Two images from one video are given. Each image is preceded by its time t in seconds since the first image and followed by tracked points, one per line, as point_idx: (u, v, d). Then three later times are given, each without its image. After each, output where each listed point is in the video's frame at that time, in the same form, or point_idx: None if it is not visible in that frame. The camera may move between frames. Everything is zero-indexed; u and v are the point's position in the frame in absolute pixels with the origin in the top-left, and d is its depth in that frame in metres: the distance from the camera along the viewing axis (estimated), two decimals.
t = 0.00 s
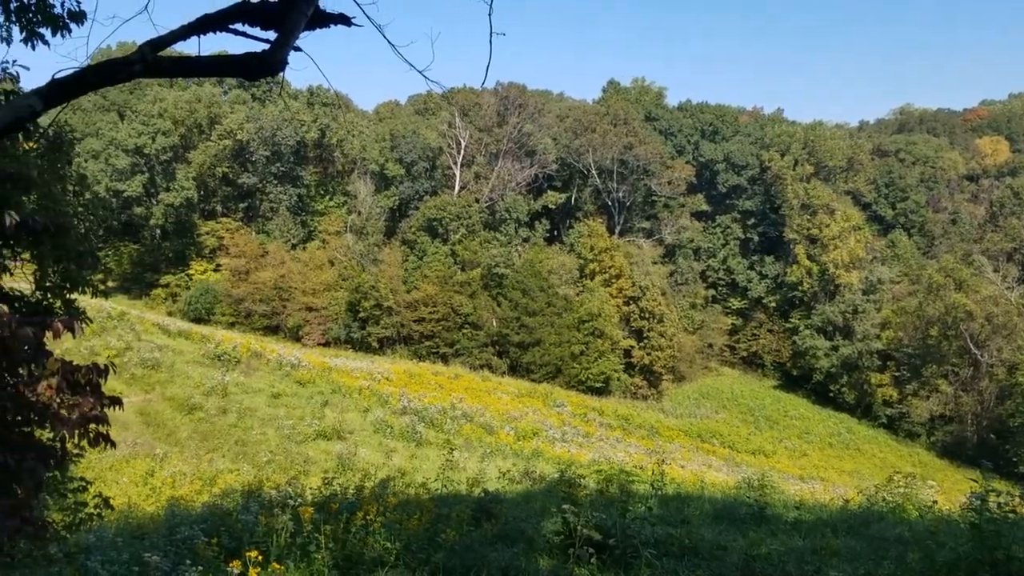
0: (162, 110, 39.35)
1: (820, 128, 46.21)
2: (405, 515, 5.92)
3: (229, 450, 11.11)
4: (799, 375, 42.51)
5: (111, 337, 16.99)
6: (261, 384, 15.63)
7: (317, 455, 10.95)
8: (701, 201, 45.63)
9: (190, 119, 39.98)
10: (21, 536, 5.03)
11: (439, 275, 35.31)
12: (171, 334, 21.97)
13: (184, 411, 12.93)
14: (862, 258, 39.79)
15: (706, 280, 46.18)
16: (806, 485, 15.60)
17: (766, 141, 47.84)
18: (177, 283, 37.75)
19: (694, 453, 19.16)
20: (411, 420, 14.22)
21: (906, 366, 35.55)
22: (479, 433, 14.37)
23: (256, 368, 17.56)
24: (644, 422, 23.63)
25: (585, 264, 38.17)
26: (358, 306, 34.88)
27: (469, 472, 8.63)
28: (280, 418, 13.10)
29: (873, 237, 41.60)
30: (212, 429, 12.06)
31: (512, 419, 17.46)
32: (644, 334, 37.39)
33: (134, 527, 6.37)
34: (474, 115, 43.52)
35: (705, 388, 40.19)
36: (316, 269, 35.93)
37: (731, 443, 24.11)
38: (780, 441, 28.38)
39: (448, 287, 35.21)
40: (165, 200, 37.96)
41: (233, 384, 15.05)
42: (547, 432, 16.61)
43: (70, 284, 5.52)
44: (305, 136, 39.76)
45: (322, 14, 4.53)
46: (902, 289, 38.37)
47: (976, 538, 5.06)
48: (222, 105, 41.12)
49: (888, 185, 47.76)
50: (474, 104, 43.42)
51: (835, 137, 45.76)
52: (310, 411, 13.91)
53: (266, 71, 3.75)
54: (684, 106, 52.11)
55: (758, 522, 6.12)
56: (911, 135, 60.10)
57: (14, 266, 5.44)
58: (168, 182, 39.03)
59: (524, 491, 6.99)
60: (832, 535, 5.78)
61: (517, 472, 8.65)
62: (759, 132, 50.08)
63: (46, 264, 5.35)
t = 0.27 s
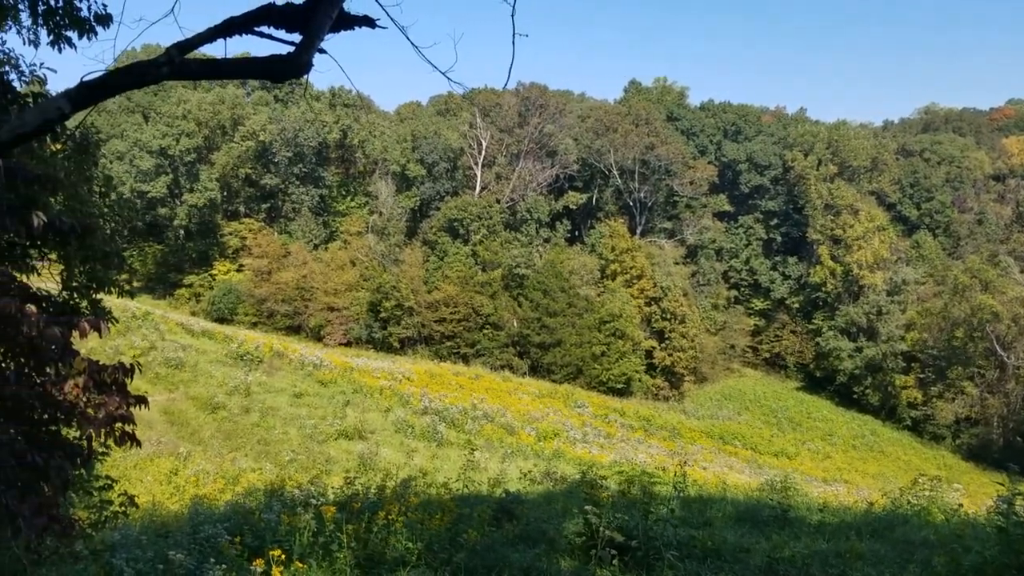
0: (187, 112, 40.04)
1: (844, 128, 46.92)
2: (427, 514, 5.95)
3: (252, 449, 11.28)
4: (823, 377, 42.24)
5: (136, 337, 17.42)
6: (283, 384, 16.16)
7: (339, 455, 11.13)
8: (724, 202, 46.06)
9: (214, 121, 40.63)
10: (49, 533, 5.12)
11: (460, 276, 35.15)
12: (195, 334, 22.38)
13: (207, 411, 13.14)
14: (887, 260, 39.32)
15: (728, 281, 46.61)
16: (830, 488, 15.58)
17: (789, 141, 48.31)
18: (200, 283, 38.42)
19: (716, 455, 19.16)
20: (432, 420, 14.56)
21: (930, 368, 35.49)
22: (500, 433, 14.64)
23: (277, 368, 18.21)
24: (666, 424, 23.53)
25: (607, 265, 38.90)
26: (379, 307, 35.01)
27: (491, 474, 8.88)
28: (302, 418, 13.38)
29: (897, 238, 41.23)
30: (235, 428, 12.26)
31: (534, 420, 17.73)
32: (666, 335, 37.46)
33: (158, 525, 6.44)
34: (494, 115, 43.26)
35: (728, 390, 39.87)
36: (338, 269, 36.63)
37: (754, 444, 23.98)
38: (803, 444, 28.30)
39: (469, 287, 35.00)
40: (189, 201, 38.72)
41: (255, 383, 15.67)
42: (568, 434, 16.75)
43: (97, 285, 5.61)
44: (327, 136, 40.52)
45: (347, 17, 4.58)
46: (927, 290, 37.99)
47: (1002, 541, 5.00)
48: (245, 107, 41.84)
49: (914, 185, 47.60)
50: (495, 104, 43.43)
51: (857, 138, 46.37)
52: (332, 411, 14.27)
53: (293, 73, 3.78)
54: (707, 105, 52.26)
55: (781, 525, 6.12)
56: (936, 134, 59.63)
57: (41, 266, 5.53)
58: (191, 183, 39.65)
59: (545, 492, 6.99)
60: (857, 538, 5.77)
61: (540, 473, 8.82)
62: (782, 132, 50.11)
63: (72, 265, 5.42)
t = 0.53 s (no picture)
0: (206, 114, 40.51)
1: (863, 127, 46.35)
2: (445, 515, 5.96)
3: (270, 449, 11.34)
4: (840, 378, 42.08)
5: (155, 337, 17.62)
6: (302, 384, 16.40)
7: (356, 455, 11.45)
8: (741, 202, 46.41)
9: (232, 123, 40.93)
10: (70, 532, 5.18)
11: (477, 277, 35.29)
12: (214, 335, 22.66)
13: (226, 411, 13.30)
14: (906, 260, 39.52)
15: (747, 281, 46.38)
16: (849, 490, 15.61)
17: (806, 142, 48.57)
18: (220, 283, 39.19)
19: (734, 456, 19.14)
20: (449, 421, 14.77)
21: (950, 369, 34.97)
22: (517, 434, 14.84)
23: (296, 368, 18.56)
24: (683, 425, 23.50)
25: (624, 265, 38.59)
26: (396, 308, 35.40)
27: (510, 474, 9.22)
28: (319, 418, 13.56)
29: (916, 238, 41.34)
30: (253, 428, 12.35)
31: (550, 421, 17.94)
32: (683, 336, 37.40)
33: (178, 526, 6.49)
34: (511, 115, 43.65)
35: (747, 392, 39.71)
36: (355, 270, 36.74)
37: (772, 446, 23.85)
38: (821, 445, 28.25)
39: (486, 289, 35.29)
40: (207, 202, 38.71)
41: (273, 384, 15.78)
42: (585, 434, 16.82)
43: (117, 286, 5.66)
44: (344, 137, 41.11)
45: (365, 19, 4.60)
46: (947, 290, 37.32)
47: None
48: (263, 108, 42.04)
49: (934, 185, 47.42)
50: (512, 106, 43.70)
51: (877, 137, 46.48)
52: (349, 411, 14.43)
53: (313, 74, 3.76)
54: (725, 105, 52.35)
55: (799, 526, 6.14)
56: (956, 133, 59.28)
57: (62, 268, 5.60)
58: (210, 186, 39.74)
59: (563, 493, 7.02)
60: (877, 540, 5.76)
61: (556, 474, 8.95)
62: (800, 131, 50.07)
63: (93, 266, 5.47)
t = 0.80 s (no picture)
0: (223, 116, 41.58)
1: (881, 127, 46.92)
2: (461, 515, 5.97)
3: (286, 449, 11.52)
4: (858, 379, 41.84)
5: (173, 337, 17.94)
6: (318, 384, 16.64)
7: (372, 455, 11.65)
8: (758, 202, 46.25)
9: (249, 124, 41.84)
10: (91, 531, 5.21)
11: (492, 277, 35.71)
12: (231, 335, 23.02)
13: (243, 410, 13.51)
14: (924, 261, 39.09)
15: (764, 282, 46.37)
16: (867, 491, 15.64)
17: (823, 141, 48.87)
18: (236, 284, 39.79)
19: (751, 457, 19.15)
20: (464, 421, 14.97)
21: (969, 370, 34.65)
22: (532, 435, 14.96)
23: (312, 368, 18.85)
24: (700, 426, 23.46)
25: (639, 265, 39.25)
26: (411, 308, 35.52)
27: (524, 474, 9.48)
28: (335, 418, 13.77)
29: (936, 238, 41.18)
30: (270, 428, 12.56)
31: (565, 421, 18.14)
32: (700, 337, 37.24)
33: (195, 525, 6.54)
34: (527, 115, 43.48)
35: (764, 393, 39.32)
36: (371, 270, 37.00)
37: (789, 447, 23.78)
38: (839, 446, 28.20)
39: (500, 289, 35.53)
40: (225, 203, 39.53)
41: (290, 384, 16.10)
42: (600, 435, 16.87)
43: (136, 286, 5.68)
44: (360, 139, 41.67)
45: (384, 20, 4.59)
46: (966, 290, 37.25)
47: None
48: (280, 110, 42.89)
49: (953, 185, 47.59)
50: (527, 106, 43.33)
51: (895, 136, 46.60)
52: (365, 412, 14.64)
53: (330, 76, 3.74)
54: (742, 105, 52.33)
55: (817, 528, 6.16)
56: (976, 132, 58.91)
57: (83, 268, 5.61)
58: (227, 187, 40.52)
59: (579, 495, 7.10)
60: (895, 541, 5.75)
61: (572, 475, 9.21)
62: (817, 131, 50.20)
63: (113, 266, 5.50)
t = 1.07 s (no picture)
0: (247, 117, 42.33)
1: (907, 126, 46.89)
2: (483, 515, 6.00)
3: (309, 448, 11.70)
4: (884, 380, 41.45)
5: (197, 337, 18.23)
6: (341, 384, 16.78)
7: (394, 455, 11.73)
8: (782, 202, 46.32)
9: (273, 125, 42.92)
10: (117, 529, 5.27)
11: (514, 278, 35.51)
12: (254, 335, 23.32)
13: (266, 410, 13.70)
14: (952, 261, 39.00)
15: (788, 282, 46.16)
16: (894, 494, 15.61)
17: (848, 140, 49.08)
18: (260, 284, 40.34)
19: (775, 459, 19.08)
20: (486, 422, 15.05)
21: (997, 372, 34.28)
22: (554, 436, 15.01)
23: (335, 368, 19.02)
24: (723, 427, 23.33)
25: (662, 266, 38.73)
26: (434, 308, 35.62)
27: (547, 474, 9.59)
28: (358, 418, 13.90)
29: (963, 238, 40.88)
30: (293, 427, 12.77)
31: (586, 422, 18.13)
32: (723, 338, 37.36)
33: (219, 523, 6.62)
34: (550, 115, 43.22)
35: (788, 394, 39.17)
36: (393, 270, 37.29)
37: (813, 449, 23.66)
38: (865, 448, 28.03)
39: (523, 289, 35.43)
40: (248, 203, 40.10)
41: (313, 383, 16.23)
42: (624, 437, 16.86)
43: (162, 287, 5.77)
44: (382, 139, 41.96)
45: (408, 21, 4.59)
46: (994, 291, 36.53)
47: None
48: (303, 112, 43.65)
49: (980, 184, 47.30)
50: (549, 105, 43.22)
51: (922, 136, 46.42)
52: (387, 411, 14.75)
53: (355, 78, 3.76)
54: (766, 104, 52.24)
55: (842, 531, 6.17)
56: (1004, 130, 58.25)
57: (110, 268, 5.66)
58: (250, 188, 40.81)
59: (602, 497, 7.16)
60: (922, 544, 5.73)
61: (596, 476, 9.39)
62: (842, 130, 50.05)
63: (140, 267, 5.57)
